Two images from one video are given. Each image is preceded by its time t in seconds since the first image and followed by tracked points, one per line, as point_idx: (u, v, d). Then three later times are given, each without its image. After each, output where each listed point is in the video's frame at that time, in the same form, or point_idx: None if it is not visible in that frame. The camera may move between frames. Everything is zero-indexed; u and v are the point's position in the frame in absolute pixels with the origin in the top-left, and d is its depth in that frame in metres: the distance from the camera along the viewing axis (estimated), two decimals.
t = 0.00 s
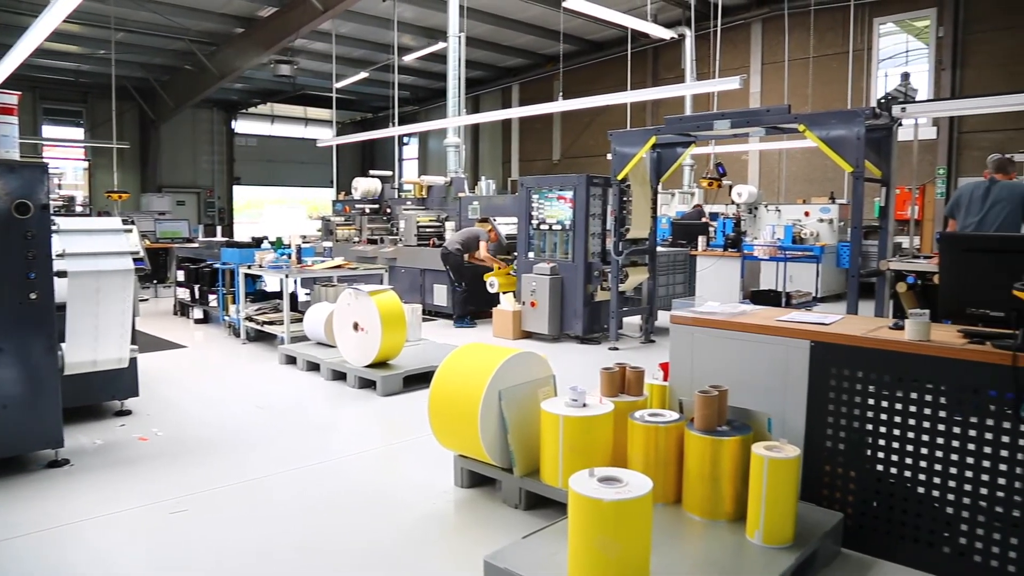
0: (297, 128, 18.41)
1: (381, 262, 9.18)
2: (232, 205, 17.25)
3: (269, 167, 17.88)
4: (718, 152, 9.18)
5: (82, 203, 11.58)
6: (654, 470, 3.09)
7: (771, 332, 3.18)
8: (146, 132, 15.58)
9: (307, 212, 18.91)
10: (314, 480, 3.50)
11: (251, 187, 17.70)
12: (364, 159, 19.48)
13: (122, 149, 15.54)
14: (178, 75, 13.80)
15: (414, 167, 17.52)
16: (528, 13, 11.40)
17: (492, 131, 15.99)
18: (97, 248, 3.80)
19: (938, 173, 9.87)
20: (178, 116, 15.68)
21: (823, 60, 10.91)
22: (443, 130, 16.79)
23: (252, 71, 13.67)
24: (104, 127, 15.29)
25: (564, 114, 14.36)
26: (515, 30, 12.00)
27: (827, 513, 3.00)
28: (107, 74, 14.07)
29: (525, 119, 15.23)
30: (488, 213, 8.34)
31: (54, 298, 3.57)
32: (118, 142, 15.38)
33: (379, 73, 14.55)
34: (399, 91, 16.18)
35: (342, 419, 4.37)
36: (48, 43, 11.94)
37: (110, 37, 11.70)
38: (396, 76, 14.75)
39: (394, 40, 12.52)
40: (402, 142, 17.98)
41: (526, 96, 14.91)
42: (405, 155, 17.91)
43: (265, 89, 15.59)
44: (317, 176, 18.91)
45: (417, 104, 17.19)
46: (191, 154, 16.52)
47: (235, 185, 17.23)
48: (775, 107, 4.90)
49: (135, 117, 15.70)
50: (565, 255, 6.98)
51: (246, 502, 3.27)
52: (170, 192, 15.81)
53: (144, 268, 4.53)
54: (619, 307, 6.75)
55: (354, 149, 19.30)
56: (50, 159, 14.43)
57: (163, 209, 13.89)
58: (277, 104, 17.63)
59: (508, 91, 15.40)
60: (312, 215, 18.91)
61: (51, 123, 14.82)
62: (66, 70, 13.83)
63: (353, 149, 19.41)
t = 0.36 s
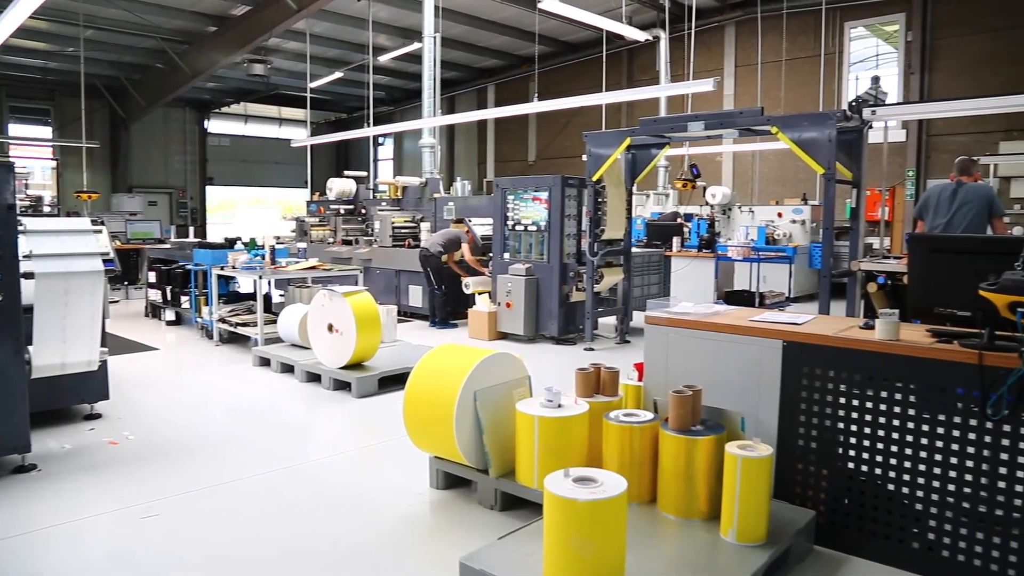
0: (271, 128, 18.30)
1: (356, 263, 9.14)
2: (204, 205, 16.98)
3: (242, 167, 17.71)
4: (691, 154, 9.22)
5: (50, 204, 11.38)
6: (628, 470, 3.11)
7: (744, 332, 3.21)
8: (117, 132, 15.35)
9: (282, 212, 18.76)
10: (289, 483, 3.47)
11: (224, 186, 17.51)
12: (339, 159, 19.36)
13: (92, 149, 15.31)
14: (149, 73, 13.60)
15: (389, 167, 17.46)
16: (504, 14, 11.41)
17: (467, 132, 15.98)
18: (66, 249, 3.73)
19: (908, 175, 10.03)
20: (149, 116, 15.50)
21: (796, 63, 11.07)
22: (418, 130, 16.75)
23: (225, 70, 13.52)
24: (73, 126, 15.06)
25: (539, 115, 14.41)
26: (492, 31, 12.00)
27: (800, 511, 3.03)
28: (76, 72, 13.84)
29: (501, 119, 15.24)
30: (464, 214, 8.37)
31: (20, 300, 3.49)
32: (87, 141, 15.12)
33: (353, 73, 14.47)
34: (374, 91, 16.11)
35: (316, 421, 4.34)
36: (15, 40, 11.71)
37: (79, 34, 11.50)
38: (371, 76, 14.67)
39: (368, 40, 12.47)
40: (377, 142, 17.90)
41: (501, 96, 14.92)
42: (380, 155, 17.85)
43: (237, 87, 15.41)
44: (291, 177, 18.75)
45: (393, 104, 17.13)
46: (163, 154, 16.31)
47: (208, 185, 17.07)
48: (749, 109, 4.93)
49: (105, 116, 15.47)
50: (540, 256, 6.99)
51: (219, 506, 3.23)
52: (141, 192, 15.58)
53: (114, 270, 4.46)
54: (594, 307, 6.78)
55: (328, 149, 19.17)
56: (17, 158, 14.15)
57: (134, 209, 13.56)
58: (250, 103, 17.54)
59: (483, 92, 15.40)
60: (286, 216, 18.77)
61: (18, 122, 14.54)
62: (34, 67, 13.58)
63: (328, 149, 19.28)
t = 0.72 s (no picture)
0: (247, 128, 18.26)
1: (332, 264, 9.11)
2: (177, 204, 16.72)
3: (217, 168, 17.54)
4: (666, 155, 9.27)
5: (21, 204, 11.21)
6: (605, 470, 3.12)
7: (720, 332, 3.24)
8: (89, 131, 15.15)
9: (258, 213, 18.59)
10: (265, 486, 3.44)
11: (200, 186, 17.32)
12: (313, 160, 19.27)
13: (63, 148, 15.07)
14: (123, 71, 13.43)
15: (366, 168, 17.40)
16: (481, 15, 11.42)
17: (444, 133, 15.96)
18: (35, 250, 3.66)
19: (880, 177, 10.18)
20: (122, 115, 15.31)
21: (771, 65, 11.21)
22: (395, 130, 16.71)
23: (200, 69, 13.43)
24: (44, 125, 14.81)
25: (516, 116, 14.46)
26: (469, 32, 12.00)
27: (774, 509, 3.06)
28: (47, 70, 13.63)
29: (478, 120, 15.25)
30: (441, 215, 8.36)
31: None
32: (58, 140, 14.88)
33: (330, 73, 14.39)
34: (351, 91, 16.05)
35: (292, 423, 4.31)
36: None
37: (50, 31, 11.32)
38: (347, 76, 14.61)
39: (345, 40, 12.44)
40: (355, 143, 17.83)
41: (478, 97, 14.94)
42: (358, 155, 17.78)
43: (212, 87, 15.41)
44: (267, 177, 18.61)
45: (370, 104, 17.08)
46: (137, 153, 16.10)
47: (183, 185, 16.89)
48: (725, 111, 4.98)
49: (77, 114, 15.25)
50: (517, 256, 7.00)
51: (194, 510, 3.19)
52: (113, 192, 15.31)
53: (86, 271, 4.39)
54: (571, 308, 6.81)
55: (304, 150, 19.05)
56: None
57: (106, 209, 13.36)
58: (225, 103, 17.41)
59: (460, 92, 15.39)
60: (262, 217, 18.62)
61: None
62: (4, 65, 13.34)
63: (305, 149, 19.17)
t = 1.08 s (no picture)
0: (223, 128, 18.13)
1: (309, 265, 9.08)
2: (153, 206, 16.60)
3: (192, 168, 17.37)
4: (644, 156, 9.32)
5: None
6: (583, 470, 3.13)
7: (696, 332, 3.27)
8: (61, 131, 14.95)
9: (235, 214, 18.45)
10: (241, 489, 3.41)
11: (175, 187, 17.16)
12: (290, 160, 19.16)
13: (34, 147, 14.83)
14: (96, 69, 13.25)
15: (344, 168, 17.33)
16: (459, 15, 11.41)
17: (422, 133, 15.91)
18: (6, 251, 3.61)
19: (854, 179, 10.30)
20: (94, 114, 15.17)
21: (747, 68, 11.34)
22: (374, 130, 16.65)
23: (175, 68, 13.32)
24: (15, 123, 14.56)
25: (494, 117, 14.49)
26: (448, 32, 11.98)
27: (751, 508, 3.08)
28: (18, 68, 13.42)
29: (456, 121, 15.25)
30: (419, 216, 8.34)
31: None
32: (30, 139, 14.65)
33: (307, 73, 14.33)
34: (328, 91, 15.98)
35: (269, 425, 4.29)
36: None
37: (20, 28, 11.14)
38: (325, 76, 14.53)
39: (322, 39, 12.39)
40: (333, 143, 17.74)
41: (456, 98, 14.92)
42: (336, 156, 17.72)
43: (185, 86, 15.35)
44: (243, 177, 18.47)
45: (348, 104, 17.02)
46: (110, 152, 15.94)
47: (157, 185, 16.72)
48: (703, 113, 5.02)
49: (49, 113, 15.03)
50: (496, 257, 6.99)
51: (167, 514, 3.16)
52: (86, 192, 15.17)
53: (57, 272, 4.34)
54: (549, 309, 6.83)
55: (281, 150, 18.93)
56: None
57: (79, 209, 13.20)
58: (201, 103, 17.27)
59: (438, 93, 15.36)
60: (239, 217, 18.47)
61: None
62: None
63: (282, 150, 19.05)
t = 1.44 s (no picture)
0: (198, 128, 17.93)
1: (286, 266, 9.03)
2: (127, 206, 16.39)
3: (167, 168, 17.18)
4: (621, 157, 9.38)
5: None
6: (561, 471, 3.13)
7: (673, 333, 3.29)
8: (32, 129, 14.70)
9: (210, 214, 18.28)
10: (217, 493, 3.38)
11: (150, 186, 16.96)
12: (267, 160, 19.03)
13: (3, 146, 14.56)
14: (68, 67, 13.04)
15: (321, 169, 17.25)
16: (437, 15, 11.38)
17: (400, 134, 15.87)
18: None
19: (829, 181, 10.46)
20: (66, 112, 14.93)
21: (724, 70, 11.51)
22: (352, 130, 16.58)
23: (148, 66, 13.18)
24: None
25: (472, 118, 14.53)
26: (427, 32, 11.95)
27: (727, 507, 3.11)
28: None
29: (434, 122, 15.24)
30: (397, 217, 8.30)
31: None
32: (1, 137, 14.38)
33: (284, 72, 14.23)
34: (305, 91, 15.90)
35: (245, 428, 4.25)
36: None
37: None
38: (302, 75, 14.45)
39: (299, 39, 12.32)
40: (309, 143, 17.65)
41: (435, 98, 14.89)
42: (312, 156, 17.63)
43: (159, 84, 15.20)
44: (220, 178, 18.30)
45: (325, 104, 16.96)
46: (83, 151, 15.70)
47: (131, 185, 16.50)
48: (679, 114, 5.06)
49: (19, 111, 14.77)
50: (473, 258, 6.99)
51: (141, 518, 3.12)
52: (57, 192, 14.92)
53: (27, 273, 4.27)
54: (527, 309, 6.85)
55: (257, 150, 18.80)
56: None
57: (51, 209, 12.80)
58: (176, 102, 17.03)
59: (416, 94, 15.33)
60: (214, 217, 18.30)
61: None
62: None
63: (258, 149, 18.90)
